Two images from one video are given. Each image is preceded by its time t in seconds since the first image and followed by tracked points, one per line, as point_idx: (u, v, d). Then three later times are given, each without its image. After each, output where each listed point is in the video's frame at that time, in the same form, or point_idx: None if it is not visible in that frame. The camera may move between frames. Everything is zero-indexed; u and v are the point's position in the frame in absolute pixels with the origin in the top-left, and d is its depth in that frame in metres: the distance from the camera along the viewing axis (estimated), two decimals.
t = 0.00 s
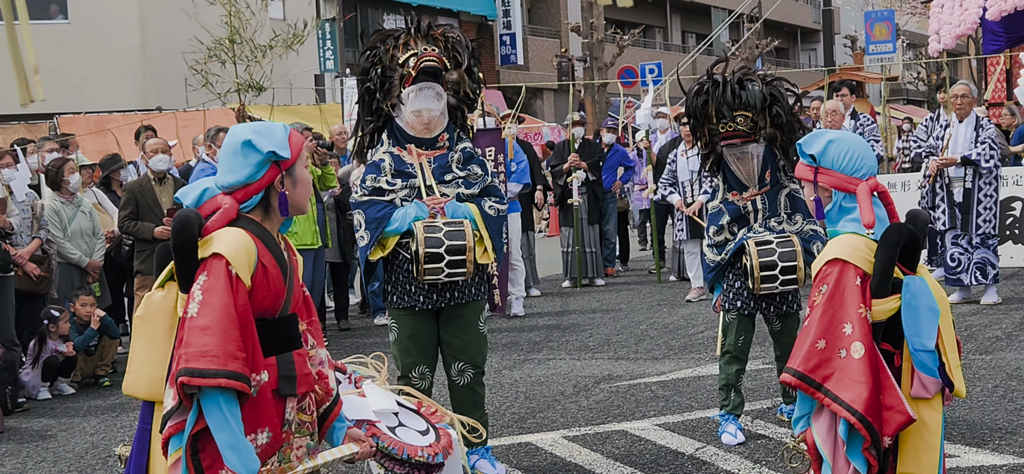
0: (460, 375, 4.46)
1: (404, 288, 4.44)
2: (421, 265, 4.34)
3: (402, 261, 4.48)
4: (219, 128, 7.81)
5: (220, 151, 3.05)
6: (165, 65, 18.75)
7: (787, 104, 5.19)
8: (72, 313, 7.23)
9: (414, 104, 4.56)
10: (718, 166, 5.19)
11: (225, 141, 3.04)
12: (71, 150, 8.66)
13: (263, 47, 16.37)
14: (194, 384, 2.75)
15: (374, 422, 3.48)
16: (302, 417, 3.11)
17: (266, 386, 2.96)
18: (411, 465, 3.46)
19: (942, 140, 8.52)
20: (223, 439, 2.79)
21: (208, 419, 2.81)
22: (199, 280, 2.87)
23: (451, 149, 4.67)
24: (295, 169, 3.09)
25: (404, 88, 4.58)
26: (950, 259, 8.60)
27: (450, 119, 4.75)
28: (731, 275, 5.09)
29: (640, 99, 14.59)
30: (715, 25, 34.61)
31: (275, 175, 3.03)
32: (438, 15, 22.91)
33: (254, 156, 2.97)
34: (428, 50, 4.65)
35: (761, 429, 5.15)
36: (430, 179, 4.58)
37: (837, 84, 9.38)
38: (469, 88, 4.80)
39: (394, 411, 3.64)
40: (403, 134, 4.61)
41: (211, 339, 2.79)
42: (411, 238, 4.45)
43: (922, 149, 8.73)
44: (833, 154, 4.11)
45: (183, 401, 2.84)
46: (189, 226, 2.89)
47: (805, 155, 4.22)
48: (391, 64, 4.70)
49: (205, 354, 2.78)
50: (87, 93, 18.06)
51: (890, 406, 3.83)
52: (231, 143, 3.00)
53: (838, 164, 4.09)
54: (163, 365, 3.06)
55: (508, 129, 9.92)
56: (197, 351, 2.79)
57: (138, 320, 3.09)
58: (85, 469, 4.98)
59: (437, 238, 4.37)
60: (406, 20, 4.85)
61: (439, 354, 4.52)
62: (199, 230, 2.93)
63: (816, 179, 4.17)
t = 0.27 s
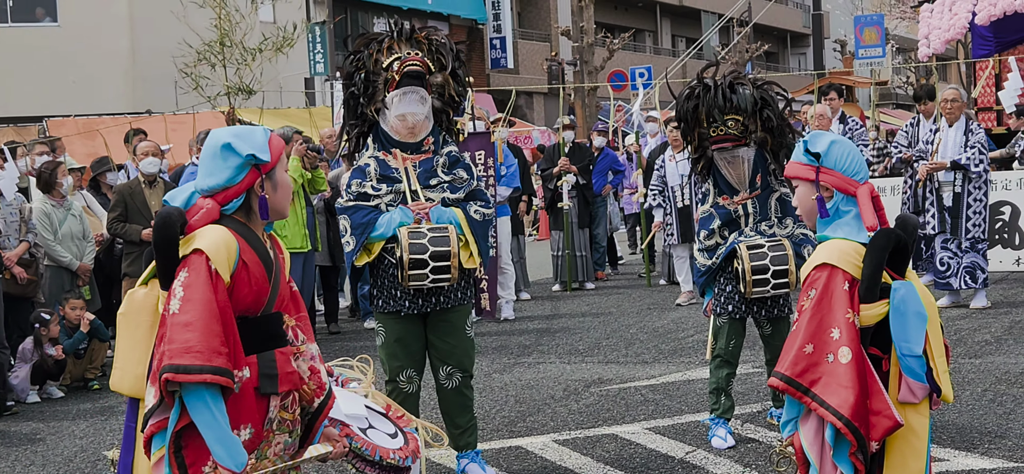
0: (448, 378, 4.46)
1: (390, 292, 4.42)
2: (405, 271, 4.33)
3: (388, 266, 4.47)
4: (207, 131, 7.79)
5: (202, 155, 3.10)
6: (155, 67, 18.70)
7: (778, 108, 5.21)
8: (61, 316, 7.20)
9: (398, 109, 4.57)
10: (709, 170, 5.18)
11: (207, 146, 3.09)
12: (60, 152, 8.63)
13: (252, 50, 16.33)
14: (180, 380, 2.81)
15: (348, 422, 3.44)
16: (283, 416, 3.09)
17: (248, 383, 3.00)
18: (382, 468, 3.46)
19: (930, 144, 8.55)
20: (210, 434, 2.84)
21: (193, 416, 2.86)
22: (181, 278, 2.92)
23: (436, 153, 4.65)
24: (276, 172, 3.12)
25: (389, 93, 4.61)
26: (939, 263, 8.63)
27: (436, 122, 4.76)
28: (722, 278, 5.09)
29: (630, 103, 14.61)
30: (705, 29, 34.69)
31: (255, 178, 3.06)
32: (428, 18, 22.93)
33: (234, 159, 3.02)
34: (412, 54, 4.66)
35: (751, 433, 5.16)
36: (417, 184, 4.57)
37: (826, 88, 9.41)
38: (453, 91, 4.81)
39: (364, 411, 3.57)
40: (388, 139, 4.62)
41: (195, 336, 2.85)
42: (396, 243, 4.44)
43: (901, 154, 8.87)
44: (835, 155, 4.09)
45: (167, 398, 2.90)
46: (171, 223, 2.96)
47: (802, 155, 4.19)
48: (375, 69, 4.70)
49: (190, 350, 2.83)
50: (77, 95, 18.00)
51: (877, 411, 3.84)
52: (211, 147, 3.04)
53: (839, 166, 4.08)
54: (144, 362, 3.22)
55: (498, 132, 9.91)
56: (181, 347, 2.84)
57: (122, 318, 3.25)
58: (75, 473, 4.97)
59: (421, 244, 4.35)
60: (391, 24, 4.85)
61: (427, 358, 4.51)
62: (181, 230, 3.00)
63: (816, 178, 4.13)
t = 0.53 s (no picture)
0: (438, 384, 4.43)
1: (378, 299, 4.40)
2: (392, 277, 4.31)
3: (375, 272, 4.45)
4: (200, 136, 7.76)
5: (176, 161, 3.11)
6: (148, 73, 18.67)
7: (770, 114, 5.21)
8: (53, 322, 7.16)
9: (387, 116, 4.54)
10: (702, 177, 5.19)
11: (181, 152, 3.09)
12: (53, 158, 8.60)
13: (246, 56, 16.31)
14: (148, 392, 2.77)
15: (329, 429, 3.42)
16: (254, 429, 3.10)
17: (217, 397, 2.99)
18: None
19: (923, 151, 8.56)
20: (175, 450, 2.80)
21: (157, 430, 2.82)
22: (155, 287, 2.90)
23: (425, 160, 4.63)
24: (249, 179, 3.12)
25: (377, 99, 4.60)
26: (933, 269, 8.63)
27: (424, 129, 4.75)
28: (716, 285, 5.07)
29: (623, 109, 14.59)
30: (699, 35, 34.74)
31: (228, 185, 3.06)
32: (421, 24, 22.93)
33: (206, 165, 3.01)
34: (399, 61, 4.65)
35: (744, 439, 5.14)
36: (404, 191, 4.57)
37: (819, 95, 9.42)
38: (442, 96, 4.78)
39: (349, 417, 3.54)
40: (377, 146, 4.61)
41: (166, 348, 2.81)
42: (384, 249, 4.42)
43: (891, 162, 8.89)
44: (828, 162, 4.08)
45: (133, 408, 2.86)
46: (149, 229, 2.93)
47: (797, 161, 4.17)
48: (363, 76, 4.69)
49: (161, 362, 2.80)
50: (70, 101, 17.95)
51: (870, 417, 3.83)
52: (184, 153, 3.04)
53: (835, 172, 4.06)
54: (113, 367, 3.04)
55: (491, 138, 9.90)
56: (152, 359, 2.80)
57: (93, 322, 3.09)
58: None
59: (408, 250, 4.33)
60: (380, 30, 4.84)
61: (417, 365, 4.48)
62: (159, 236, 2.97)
63: (810, 185, 4.12)
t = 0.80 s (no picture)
0: (431, 392, 4.43)
1: (370, 306, 4.39)
2: (384, 284, 4.30)
3: (366, 280, 4.46)
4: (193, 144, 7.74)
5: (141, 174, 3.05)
6: (143, 80, 18.66)
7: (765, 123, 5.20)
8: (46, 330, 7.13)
9: (380, 124, 4.56)
10: (697, 185, 5.19)
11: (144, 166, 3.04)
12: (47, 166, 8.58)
13: (241, 63, 16.29)
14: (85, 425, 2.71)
15: (298, 446, 3.36)
16: (215, 450, 3.02)
17: (172, 423, 2.91)
18: None
19: (917, 160, 8.57)
20: None
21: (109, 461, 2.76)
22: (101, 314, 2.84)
23: (418, 169, 4.62)
24: (210, 194, 3.02)
25: (370, 107, 4.60)
26: (927, 277, 8.64)
27: (416, 137, 4.72)
28: (710, 293, 5.07)
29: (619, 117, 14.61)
30: (693, 43, 34.81)
31: (184, 200, 2.97)
32: (416, 32, 22.94)
33: (161, 180, 2.95)
34: (394, 69, 4.66)
35: (738, 447, 5.14)
36: (395, 198, 4.54)
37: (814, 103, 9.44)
38: (435, 105, 4.78)
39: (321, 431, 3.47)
40: (370, 153, 4.61)
41: (104, 378, 2.74)
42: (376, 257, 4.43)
43: (885, 171, 8.86)
44: (821, 172, 4.08)
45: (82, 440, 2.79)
46: (95, 255, 2.91)
47: (791, 171, 4.17)
48: (357, 84, 4.69)
49: (100, 392, 2.73)
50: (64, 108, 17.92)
51: (866, 425, 3.82)
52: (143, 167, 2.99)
53: (828, 181, 4.07)
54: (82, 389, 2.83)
55: (486, 146, 9.90)
56: (91, 390, 2.74)
57: (59, 344, 2.90)
58: None
59: (400, 258, 4.32)
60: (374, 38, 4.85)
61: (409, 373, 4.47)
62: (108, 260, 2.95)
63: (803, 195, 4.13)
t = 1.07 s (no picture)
0: (428, 400, 4.43)
1: (368, 313, 4.39)
2: (383, 291, 4.31)
3: (365, 287, 4.45)
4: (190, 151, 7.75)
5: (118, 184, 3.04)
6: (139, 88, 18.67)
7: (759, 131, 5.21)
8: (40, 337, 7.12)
9: (378, 131, 4.55)
10: (691, 193, 5.20)
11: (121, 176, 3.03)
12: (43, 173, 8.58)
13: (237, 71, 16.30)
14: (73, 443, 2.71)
15: (289, 460, 3.35)
16: (201, 463, 3.03)
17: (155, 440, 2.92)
18: None
19: (913, 169, 8.62)
20: None
21: None
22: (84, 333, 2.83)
23: (416, 176, 4.63)
24: (185, 204, 3.01)
25: (368, 114, 4.60)
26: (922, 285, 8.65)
27: (414, 145, 4.76)
28: (705, 301, 5.07)
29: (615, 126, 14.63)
30: (689, 51, 34.87)
31: (158, 210, 2.97)
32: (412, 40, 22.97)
33: (135, 189, 2.94)
34: (391, 77, 4.67)
35: (733, 456, 5.14)
36: (394, 204, 4.55)
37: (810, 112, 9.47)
38: (432, 113, 4.81)
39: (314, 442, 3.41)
40: (368, 162, 4.59)
41: (94, 397, 2.75)
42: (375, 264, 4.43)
43: (884, 177, 9.02)
44: (816, 181, 4.07)
45: (69, 460, 2.79)
46: (73, 270, 2.86)
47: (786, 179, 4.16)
48: (354, 91, 4.69)
49: (89, 412, 2.74)
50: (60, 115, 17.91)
51: (860, 433, 3.82)
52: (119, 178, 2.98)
53: (823, 191, 4.07)
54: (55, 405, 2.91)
55: (482, 154, 9.92)
56: (79, 408, 2.74)
57: (36, 358, 2.96)
58: None
59: (400, 264, 4.33)
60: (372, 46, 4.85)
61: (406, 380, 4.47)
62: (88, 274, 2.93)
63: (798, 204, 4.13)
